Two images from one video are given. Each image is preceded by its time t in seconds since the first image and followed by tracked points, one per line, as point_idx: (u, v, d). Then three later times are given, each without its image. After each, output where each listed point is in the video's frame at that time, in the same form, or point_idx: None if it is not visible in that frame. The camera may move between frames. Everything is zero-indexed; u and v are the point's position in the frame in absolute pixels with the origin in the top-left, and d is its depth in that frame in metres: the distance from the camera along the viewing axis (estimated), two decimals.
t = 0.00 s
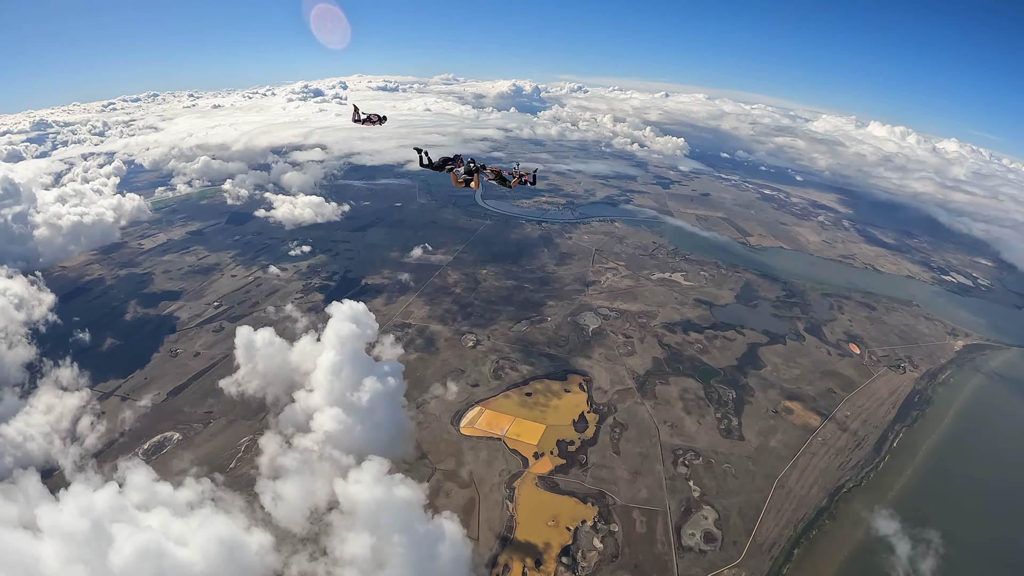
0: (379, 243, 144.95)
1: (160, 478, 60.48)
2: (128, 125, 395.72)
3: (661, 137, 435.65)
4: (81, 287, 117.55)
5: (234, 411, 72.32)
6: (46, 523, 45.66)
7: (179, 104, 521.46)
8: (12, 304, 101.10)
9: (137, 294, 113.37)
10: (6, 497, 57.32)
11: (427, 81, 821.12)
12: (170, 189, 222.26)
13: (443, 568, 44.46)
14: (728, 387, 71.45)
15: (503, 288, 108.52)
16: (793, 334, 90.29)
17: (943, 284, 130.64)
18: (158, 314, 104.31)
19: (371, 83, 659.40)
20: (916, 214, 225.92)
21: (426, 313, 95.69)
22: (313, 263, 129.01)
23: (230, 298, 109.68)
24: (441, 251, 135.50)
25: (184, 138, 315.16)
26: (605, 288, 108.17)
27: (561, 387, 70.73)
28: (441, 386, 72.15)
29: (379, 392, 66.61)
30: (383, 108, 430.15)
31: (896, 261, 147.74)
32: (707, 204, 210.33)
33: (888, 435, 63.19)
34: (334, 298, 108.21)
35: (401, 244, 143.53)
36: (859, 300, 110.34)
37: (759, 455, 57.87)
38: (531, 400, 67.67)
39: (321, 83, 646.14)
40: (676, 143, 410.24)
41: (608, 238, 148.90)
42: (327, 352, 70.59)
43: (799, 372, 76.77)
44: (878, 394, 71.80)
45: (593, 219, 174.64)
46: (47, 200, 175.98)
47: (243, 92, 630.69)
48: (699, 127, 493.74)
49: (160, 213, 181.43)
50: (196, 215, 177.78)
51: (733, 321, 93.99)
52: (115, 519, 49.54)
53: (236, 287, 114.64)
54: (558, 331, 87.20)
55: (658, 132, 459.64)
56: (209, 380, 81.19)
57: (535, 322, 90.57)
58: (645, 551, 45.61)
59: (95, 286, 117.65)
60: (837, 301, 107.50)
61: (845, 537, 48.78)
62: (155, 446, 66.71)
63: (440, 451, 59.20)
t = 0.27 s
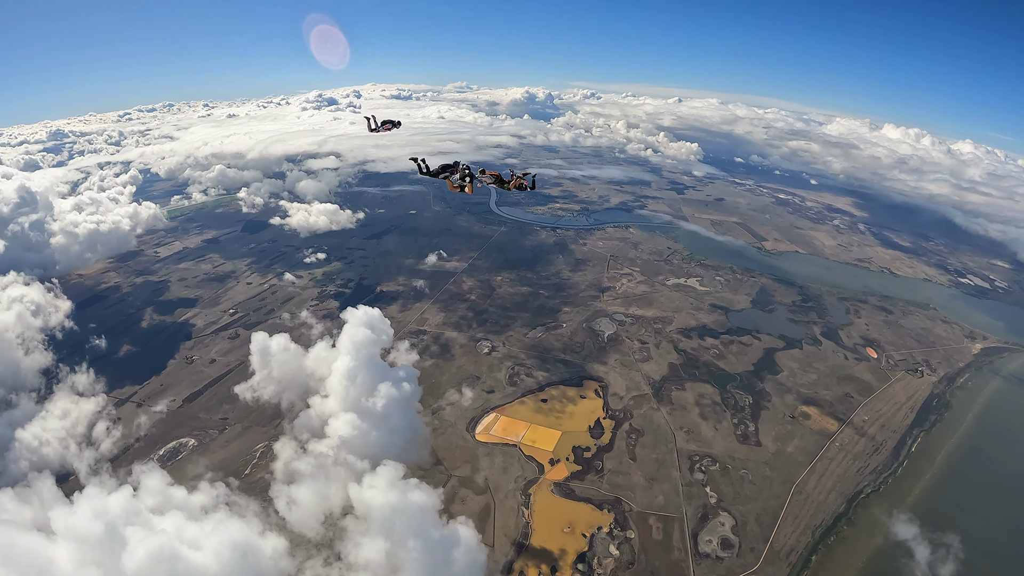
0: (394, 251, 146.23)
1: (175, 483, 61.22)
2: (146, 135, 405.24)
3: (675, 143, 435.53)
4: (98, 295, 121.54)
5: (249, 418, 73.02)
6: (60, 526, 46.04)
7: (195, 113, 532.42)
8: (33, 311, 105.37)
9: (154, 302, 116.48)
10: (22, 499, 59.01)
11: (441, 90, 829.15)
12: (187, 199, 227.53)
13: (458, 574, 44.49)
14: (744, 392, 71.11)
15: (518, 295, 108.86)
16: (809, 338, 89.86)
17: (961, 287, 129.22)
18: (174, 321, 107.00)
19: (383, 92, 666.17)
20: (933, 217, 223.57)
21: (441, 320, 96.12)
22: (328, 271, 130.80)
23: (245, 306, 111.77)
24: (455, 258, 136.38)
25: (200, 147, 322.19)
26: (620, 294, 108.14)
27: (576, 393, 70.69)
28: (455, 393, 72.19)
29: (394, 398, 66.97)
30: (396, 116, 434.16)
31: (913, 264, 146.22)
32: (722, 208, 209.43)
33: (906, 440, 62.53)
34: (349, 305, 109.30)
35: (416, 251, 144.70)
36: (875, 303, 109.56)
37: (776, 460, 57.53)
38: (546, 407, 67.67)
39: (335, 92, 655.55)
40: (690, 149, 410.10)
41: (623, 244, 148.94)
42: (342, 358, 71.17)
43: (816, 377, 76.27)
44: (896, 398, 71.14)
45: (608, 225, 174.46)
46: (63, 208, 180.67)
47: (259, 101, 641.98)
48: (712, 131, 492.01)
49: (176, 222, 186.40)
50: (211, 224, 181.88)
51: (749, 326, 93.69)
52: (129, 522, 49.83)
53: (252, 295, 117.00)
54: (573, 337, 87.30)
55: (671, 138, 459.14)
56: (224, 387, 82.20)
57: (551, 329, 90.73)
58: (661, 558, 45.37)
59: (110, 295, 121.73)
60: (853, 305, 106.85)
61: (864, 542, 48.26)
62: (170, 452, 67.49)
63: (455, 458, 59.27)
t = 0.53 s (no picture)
0: (408, 256, 147.21)
1: (189, 486, 61.85)
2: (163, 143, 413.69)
3: (689, 147, 434.92)
4: (114, 301, 125.30)
5: (264, 423, 73.57)
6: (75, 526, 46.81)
7: (211, 121, 542.24)
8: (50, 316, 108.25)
9: (171, 309, 119.34)
10: (37, 500, 60.59)
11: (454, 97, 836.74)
12: (202, 205, 232.12)
13: None
14: (761, 397, 70.81)
15: (533, 300, 109.12)
16: (826, 342, 89.43)
17: (978, 288, 127.82)
18: (190, 327, 109.74)
19: (396, 98, 671.98)
20: (949, 218, 221.25)
21: (456, 325, 96.57)
22: (343, 277, 132.44)
23: (261, 313, 113.77)
24: (470, 263, 137.15)
25: (215, 154, 328.64)
26: (635, 298, 108.04)
27: (592, 398, 70.69)
28: (470, 397, 72.52)
29: (409, 402, 67.17)
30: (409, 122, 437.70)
31: (929, 266, 144.94)
32: (737, 212, 208.37)
33: (925, 443, 61.94)
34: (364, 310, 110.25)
35: (431, 257, 145.77)
36: (891, 306, 108.78)
37: (793, 465, 57.17)
38: (562, 411, 67.68)
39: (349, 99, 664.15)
40: (704, 152, 409.59)
41: (637, 248, 148.69)
42: (357, 362, 71.68)
43: (834, 380, 75.82)
44: (914, 401, 70.55)
45: (623, 229, 174.13)
46: (79, 214, 184.65)
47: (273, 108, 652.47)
48: (725, 134, 489.49)
49: (192, 229, 190.66)
50: (226, 231, 185.38)
51: (765, 330, 93.32)
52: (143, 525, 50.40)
53: (267, 301, 119.28)
54: (589, 342, 87.35)
55: (684, 141, 458.60)
56: (239, 393, 83.09)
57: (566, 333, 90.84)
58: (678, 563, 45.17)
59: (126, 300, 124.91)
60: (869, 307, 106.16)
61: (882, 546, 47.82)
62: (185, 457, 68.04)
63: (471, 463, 59.36)
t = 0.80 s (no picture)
0: (424, 263, 148.35)
1: (204, 490, 62.66)
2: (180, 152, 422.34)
3: (703, 151, 433.63)
4: (132, 308, 129.28)
5: (280, 429, 74.19)
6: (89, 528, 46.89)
7: (227, 130, 552.72)
8: (67, 323, 114.37)
9: (188, 316, 122.35)
10: (52, 502, 62.14)
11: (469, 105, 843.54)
12: (218, 213, 236.79)
13: None
14: (778, 401, 70.52)
15: (549, 305, 109.44)
16: (843, 345, 88.93)
17: (998, 291, 126.17)
18: (206, 334, 112.58)
19: (410, 106, 678.02)
20: (968, 219, 218.41)
21: (471, 331, 97.12)
22: (358, 283, 134.14)
23: (277, 319, 115.82)
24: (486, 269, 137.87)
25: (231, 163, 335.35)
26: (651, 303, 108.02)
27: (608, 403, 70.70)
28: (486, 403, 72.80)
29: (424, 407, 67.52)
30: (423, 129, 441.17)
31: (947, 268, 143.52)
32: (752, 216, 207.43)
33: (944, 447, 61.34)
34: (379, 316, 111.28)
35: (446, 263, 146.73)
36: (909, 309, 107.94)
37: (811, 469, 56.86)
38: (578, 417, 67.72)
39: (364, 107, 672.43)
40: (718, 157, 408.79)
41: (653, 253, 148.55)
42: (373, 367, 72.27)
43: (852, 384, 75.35)
44: (932, 405, 69.96)
45: (638, 234, 173.89)
46: (95, 222, 189.27)
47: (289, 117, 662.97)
48: (740, 139, 486.94)
49: (208, 236, 194.94)
50: (242, 239, 188.98)
51: (782, 334, 92.93)
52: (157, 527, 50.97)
53: (283, 308, 121.48)
54: (605, 347, 87.42)
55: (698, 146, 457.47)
56: (255, 399, 84.13)
57: (582, 339, 91.00)
58: (696, 569, 45.00)
59: (142, 308, 129.44)
60: (887, 311, 105.44)
61: (901, 551, 47.38)
62: (201, 462, 69.04)
63: (486, 469, 59.49)
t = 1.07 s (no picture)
0: (436, 267, 148.92)
1: (217, 493, 63.33)
2: (193, 158, 427.64)
3: (715, 153, 432.22)
4: (145, 314, 131.47)
5: (293, 433, 74.64)
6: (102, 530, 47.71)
7: (239, 136, 559.78)
8: (81, 327, 117.52)
9: (202, 321, 124.17)
10: (65, 504, 63.66)
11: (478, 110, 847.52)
12: (231, 219, 239.81)
13: None
14: (793, 403, 70.24)
15: (561, 309, 109.65)
16: (857, 347, 88.50)
17: (1015, 291, 124.62)
18: (219, 339, 113.94)
19: (420, 111, 681.68)
20: (983, 219, 215.76)
21: (484, 335, 97.42)
22: (371, 288, 135.09)
23: (289, 324, 116.85)
24: (498, 273, 138.29)
25: (242, 169, 339.37)
26: (664, 306, 107.84)
27: (621, 406, 70.71)
28: (499, 406, 73.05)
29: (437, 410, 67.71)
30: (433, 134, 443.38)
31: (961, 268, 142.28)
32: (764, 218, 206.46)
33: (960, 449, 60.79)
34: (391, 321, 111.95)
35: (458, 267, 147.25)
36: (924, 309, 107.16)
37: (826, 472, 56.55)
38: (591, 420, 67.75)
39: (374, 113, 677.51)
40: (730, 159, 407.40)
41: (665, 256, 148.22)
42: (386, 369, 72.61)
43: (866, 386, 74.91)
44: (948, 406, 69.46)
45: (650, 237, 173.57)
46: (109, 228, 192.31)
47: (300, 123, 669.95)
48: (752, 141, 484.01)
49: (221, 242, 197.40)
50: (255, 244, 191.04)
51: (796, 336, 92.59)
52: (169, 529, 51.37)
53: (296, 313, 122.55)
54: (618, 350, 87.43)
55: (709, 148, 456.29)
56: (268, 404, 84.49)
57: (595, 342, 91.13)
58: (710, 573, 44.90)
59: (156, 313, 131.87)
60: (901, 312, 104.80)
61: (918, 553, 47.07)
62: (214, 467, 69.59)
63: (500, 473, 59.58)
